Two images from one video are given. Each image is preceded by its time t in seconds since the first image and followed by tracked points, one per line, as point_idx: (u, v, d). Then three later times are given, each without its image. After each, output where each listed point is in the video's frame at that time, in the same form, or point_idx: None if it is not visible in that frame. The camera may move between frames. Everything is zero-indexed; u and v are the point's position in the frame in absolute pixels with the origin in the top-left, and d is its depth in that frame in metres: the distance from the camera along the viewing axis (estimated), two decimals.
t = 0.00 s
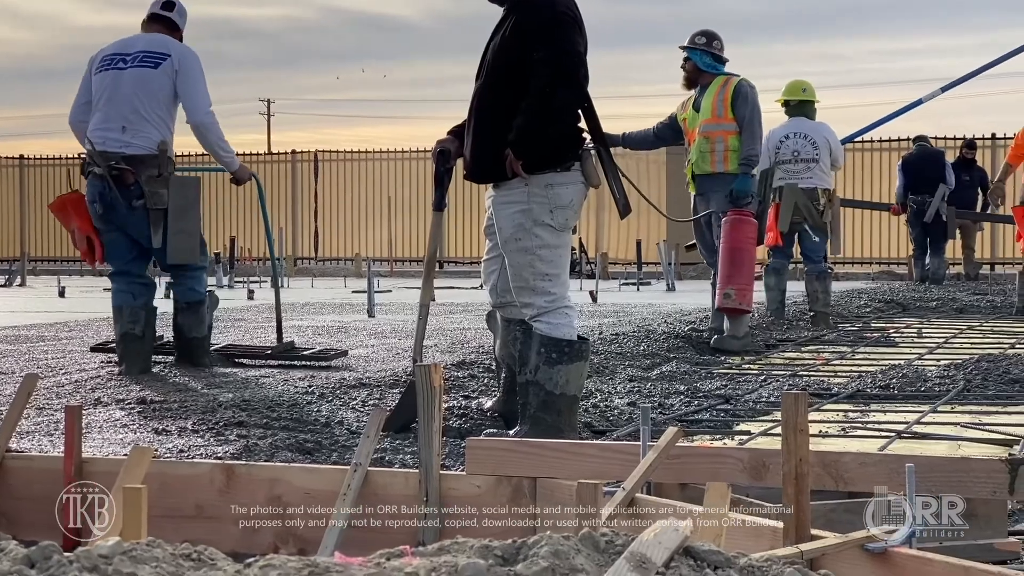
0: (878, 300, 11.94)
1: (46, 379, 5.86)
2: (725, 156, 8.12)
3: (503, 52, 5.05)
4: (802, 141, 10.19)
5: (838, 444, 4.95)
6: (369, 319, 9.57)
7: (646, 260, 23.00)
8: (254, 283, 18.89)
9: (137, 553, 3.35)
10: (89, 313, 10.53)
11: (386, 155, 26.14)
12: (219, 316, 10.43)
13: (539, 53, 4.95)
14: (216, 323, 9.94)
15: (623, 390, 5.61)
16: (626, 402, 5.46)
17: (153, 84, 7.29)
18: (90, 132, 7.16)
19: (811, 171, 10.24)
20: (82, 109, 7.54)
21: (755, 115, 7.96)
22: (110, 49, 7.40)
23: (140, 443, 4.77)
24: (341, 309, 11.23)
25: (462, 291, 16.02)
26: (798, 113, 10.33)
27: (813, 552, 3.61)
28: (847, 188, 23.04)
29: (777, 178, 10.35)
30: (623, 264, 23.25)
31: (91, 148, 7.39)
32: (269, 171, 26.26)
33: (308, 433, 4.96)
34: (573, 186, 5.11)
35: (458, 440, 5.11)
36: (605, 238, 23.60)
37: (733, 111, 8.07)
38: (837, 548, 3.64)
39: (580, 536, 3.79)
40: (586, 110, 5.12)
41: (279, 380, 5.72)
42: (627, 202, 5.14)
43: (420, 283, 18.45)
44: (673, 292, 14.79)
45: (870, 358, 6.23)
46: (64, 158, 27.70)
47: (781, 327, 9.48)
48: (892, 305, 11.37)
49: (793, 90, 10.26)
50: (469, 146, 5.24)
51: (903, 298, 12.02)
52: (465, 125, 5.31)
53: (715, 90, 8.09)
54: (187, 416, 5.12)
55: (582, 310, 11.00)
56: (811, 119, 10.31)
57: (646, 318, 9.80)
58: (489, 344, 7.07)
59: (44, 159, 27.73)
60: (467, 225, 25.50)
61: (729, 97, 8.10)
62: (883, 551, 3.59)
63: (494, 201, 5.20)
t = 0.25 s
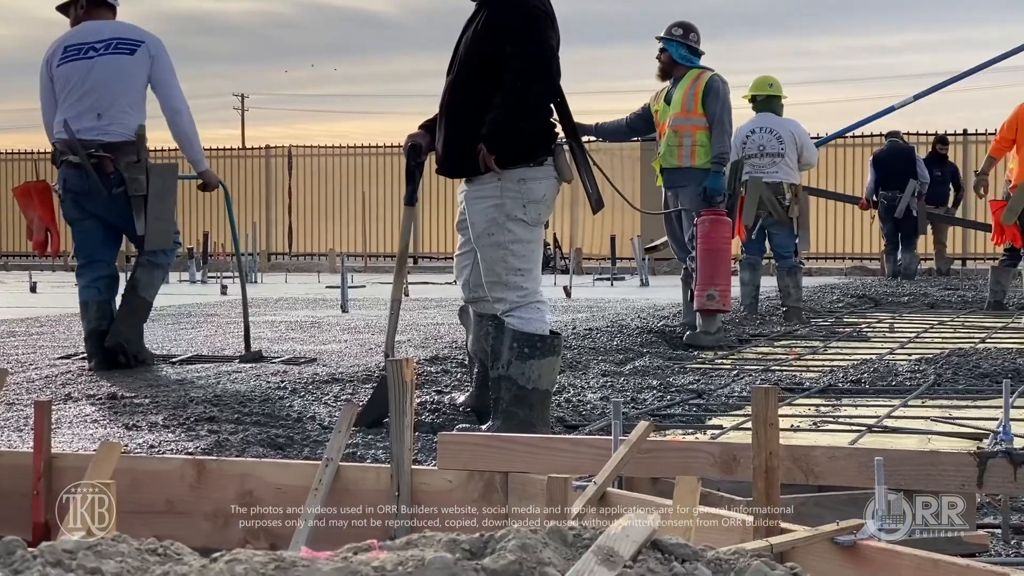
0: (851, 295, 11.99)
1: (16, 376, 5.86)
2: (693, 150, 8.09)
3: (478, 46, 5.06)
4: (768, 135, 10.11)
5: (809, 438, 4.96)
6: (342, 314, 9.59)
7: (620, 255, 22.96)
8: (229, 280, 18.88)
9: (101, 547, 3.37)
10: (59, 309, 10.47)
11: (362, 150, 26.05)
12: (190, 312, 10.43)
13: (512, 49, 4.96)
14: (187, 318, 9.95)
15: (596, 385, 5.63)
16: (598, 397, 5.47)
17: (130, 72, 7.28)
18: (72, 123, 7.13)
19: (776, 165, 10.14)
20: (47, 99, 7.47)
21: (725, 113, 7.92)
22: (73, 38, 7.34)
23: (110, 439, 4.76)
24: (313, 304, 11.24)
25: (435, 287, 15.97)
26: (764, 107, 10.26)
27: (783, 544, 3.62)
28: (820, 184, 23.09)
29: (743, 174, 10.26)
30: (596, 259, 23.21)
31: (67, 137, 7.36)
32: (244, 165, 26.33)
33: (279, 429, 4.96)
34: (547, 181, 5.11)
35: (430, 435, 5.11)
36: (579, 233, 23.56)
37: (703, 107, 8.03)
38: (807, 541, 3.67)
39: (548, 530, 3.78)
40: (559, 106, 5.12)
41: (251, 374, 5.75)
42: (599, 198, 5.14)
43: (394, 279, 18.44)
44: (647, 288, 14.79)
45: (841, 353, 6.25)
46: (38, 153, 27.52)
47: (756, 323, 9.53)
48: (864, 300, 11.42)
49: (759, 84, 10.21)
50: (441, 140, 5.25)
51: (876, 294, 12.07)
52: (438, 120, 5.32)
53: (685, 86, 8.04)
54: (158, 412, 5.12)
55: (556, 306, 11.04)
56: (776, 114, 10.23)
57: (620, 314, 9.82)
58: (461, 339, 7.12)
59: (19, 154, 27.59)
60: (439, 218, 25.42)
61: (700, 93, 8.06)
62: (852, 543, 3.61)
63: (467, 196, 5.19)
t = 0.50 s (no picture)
0: (827, 290, 12.04)
1: None
2: (671, 146, 8.08)
3: (452, 41, 5.06)
4: (741, 130, 10.19)
5: (787, 433, 4.98)
6: (320, 310, 9.59)
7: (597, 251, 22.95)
8: (204, 275, 18.83)
9: (73, 543, 3.35)
10: (34, 305, 10.43)
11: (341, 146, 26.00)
12: (165, 307, 10.40)
13: (487, 43, 4.96)
14: (162, 313, 9.92)
15: (573, 380, 5.65)
16: (576, 392, 5.48)
17: (115, 63, 7.32)
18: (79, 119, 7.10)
19: (750, 159, 10.18)
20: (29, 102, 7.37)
21: (702, 110, 7.93)
22: (47, 36, 7.29)
23: (85, 434, 4.74)
24: (289, 300, 11.21)
25: (411, 282, 15.94)
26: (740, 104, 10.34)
27: (758, 540, 3.66)
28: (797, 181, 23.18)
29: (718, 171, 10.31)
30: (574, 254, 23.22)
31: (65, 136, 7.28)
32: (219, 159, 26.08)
33: (256, 424, 4.96)
34: (524, 177, 5.13)
35: (407, 430, 5.12)
36: (557, 229, 23.55)
37: (680, 103, 8.04)
38: (782, 535, 3.70)
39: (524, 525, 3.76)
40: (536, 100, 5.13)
41: (228, 370, 5.76)
42: (577, 193, 5.19)
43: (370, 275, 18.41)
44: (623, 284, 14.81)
45: (817, 348, 6.29)
46: (14, 148, 27.34)
47: (734, 318, 9.57)
48: (841, 296, 11.48)
49: (734, 81, 10.28)
50: (418, 134, 5.25)
51: (853, 289, 12.12)
52: (414, 114, 5.32)
53: (662, 82, 8.04)
54: (133, 408, 5.11)
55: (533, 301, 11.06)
56: (751, 110, 10.30)
57: (598, 310, 9.83)
58: (438, 335, 7.15)
59: None
60: (417, 213, 25.37)
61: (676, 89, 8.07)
62: (827, 538, 3.65)
63: (445, 191, 5.21)
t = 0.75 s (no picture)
0: (802, 286, 12.10)
1: None
2: (647, 142, 8.10)
3: (425, 35, 5.08)
4: (716, 126, 10.21)
5: (760, 427, 5.00)
6: (294, 305, 9.60)
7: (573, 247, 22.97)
8: (179, 271, 18.79)
9: (42, 538, 3.34)
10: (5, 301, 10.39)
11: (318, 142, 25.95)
12: (138, 303, 10.39)
13: (461, 37, 4.99)
14: (136, 309, 9.91)
15: (548, 375, 5.68)
16: (550, 387, 5.50)
17: (89, 60, 7.28)
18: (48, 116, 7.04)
19: (726, 155, 10.25)
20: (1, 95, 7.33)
21: (678, 107, 7.96)
22: (23, 29, 7.25)
23: (57, 430, 4.73)
24: (264, 296, 11.21)
25: (385, 278, 15.94)
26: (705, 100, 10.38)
27: (729, 534, 3.67)
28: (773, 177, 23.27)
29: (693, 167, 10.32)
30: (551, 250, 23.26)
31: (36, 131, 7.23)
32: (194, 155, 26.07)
33: (229, 420, 4.95)
34: (497, 172, 5.15)
35: (381, 425, 5.13)
36: (532, 224, 23.57)
37: (655, 99, 8.06)
38: (754, 530, 3.70)
39: (496, 518, 3.73)
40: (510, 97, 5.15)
41: (202, 365, 5.78)
42: (551, 188, 5.23)
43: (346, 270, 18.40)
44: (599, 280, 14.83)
45: (790, 343, 6.32)
46: None
47: (709, 314, 9.64)
48: (815, 291, 11.54)
49: (697, 77, 10.31)
50: (392, 130, 5.26)
51: (828, 285, 12.18)
52: (387, 110, 5.33)
53: (638, 78, 8.05)
54: (106, 404, 5.11)
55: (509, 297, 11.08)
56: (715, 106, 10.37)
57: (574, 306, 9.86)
58: (413, 331, 7.19)
59: None
60: (393, 208, 25.35)
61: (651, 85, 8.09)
62: (799, 533, 3.64)
63: (418, 186, 5.23)
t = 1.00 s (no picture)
0: (779, 282, 12.14)
1: None
2: (627, 139, 8.11)
3: (403, 33, 5.08)
4: (693, 123, 10.13)
5: (737, 424, 5.00)
6: (271, 302, 9.59)
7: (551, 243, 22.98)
8: (156, 268, 18.74)
9: (14, 535, 3.33)
10: None
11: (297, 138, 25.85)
12: (114, 300, 10.36)
13: (440, 35, 5.00)
14: (112, 306, 9.89)
15: (526, 371, 5.70)
16: (528, 383, 5.53)
17: (49, 58, 7.20)
18: None
19: (704, 152, 10.18)
20: None
21: (658, 105, 7.96)
22: None
23: (31, 427, 4.72)
24: (241, 292, 11.20)
25: (363, 275, 15.91)
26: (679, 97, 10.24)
27: (705, 530, 3.67)
28: (750, 174, 23.33)
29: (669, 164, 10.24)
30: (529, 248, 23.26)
31: None
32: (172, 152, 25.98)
33: (205, 417, 4.94)
34: (474, 169, 5.18)
35: (358, 422, 5.14)
36: (511, 221, 23.58)
37: (635, 97, 8.06)
38: (731, 526, 3.70)
39: (470, 515, 3.69)
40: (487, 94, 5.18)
41: (179, 363, 5.79)
42: (528, 184, 5.29)
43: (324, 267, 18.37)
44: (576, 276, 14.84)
45: (767, 340, 6.34)
46: None
47: (687, 311, 9.68)
48: (792, 288, 11.58)
49: (670, 75, 10.19)
50: (369, 126, 5.27)
51: (805, 281, 12.23)
52: (364, 106, 5.33)
53: (617, 77, 8.05)
54: (81, 401, 5.10)
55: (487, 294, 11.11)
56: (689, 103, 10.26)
57: (552, 303, 9.88)
58: (390, 328, 7.24)
59: None
60: (371, 206, 25.22)
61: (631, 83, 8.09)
62: (775, 529, 3.63)
63: (396, 183, 5.24)
